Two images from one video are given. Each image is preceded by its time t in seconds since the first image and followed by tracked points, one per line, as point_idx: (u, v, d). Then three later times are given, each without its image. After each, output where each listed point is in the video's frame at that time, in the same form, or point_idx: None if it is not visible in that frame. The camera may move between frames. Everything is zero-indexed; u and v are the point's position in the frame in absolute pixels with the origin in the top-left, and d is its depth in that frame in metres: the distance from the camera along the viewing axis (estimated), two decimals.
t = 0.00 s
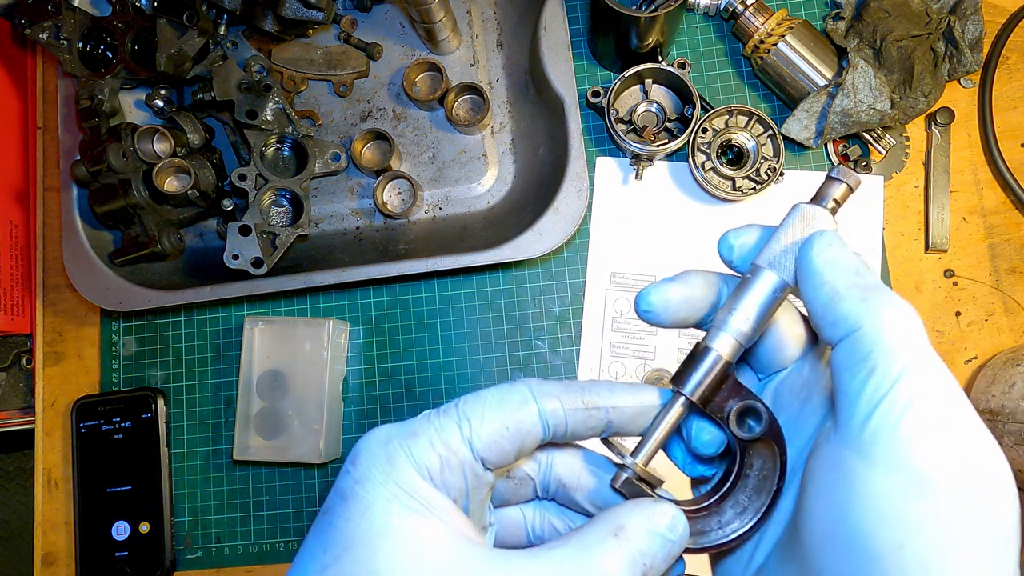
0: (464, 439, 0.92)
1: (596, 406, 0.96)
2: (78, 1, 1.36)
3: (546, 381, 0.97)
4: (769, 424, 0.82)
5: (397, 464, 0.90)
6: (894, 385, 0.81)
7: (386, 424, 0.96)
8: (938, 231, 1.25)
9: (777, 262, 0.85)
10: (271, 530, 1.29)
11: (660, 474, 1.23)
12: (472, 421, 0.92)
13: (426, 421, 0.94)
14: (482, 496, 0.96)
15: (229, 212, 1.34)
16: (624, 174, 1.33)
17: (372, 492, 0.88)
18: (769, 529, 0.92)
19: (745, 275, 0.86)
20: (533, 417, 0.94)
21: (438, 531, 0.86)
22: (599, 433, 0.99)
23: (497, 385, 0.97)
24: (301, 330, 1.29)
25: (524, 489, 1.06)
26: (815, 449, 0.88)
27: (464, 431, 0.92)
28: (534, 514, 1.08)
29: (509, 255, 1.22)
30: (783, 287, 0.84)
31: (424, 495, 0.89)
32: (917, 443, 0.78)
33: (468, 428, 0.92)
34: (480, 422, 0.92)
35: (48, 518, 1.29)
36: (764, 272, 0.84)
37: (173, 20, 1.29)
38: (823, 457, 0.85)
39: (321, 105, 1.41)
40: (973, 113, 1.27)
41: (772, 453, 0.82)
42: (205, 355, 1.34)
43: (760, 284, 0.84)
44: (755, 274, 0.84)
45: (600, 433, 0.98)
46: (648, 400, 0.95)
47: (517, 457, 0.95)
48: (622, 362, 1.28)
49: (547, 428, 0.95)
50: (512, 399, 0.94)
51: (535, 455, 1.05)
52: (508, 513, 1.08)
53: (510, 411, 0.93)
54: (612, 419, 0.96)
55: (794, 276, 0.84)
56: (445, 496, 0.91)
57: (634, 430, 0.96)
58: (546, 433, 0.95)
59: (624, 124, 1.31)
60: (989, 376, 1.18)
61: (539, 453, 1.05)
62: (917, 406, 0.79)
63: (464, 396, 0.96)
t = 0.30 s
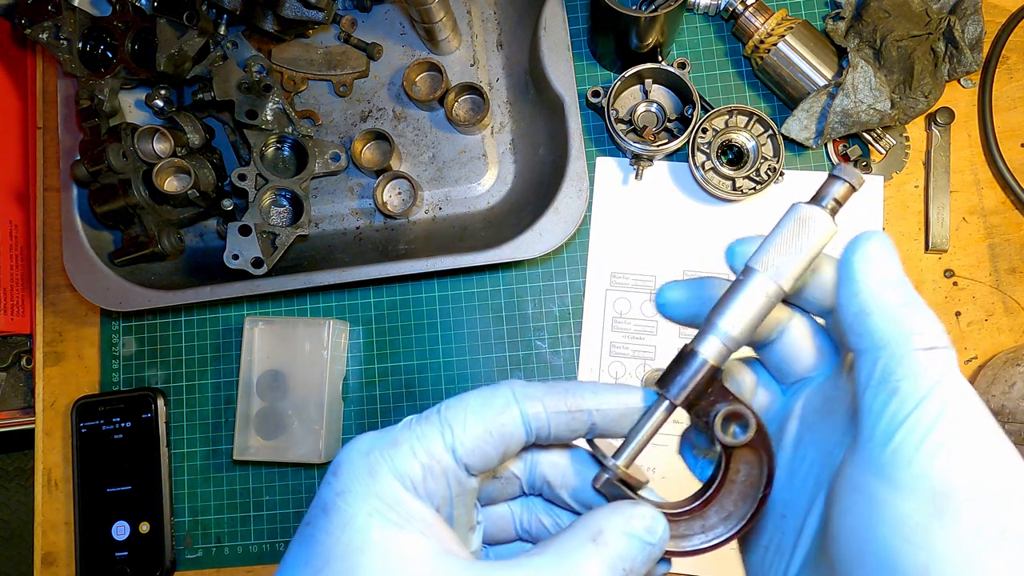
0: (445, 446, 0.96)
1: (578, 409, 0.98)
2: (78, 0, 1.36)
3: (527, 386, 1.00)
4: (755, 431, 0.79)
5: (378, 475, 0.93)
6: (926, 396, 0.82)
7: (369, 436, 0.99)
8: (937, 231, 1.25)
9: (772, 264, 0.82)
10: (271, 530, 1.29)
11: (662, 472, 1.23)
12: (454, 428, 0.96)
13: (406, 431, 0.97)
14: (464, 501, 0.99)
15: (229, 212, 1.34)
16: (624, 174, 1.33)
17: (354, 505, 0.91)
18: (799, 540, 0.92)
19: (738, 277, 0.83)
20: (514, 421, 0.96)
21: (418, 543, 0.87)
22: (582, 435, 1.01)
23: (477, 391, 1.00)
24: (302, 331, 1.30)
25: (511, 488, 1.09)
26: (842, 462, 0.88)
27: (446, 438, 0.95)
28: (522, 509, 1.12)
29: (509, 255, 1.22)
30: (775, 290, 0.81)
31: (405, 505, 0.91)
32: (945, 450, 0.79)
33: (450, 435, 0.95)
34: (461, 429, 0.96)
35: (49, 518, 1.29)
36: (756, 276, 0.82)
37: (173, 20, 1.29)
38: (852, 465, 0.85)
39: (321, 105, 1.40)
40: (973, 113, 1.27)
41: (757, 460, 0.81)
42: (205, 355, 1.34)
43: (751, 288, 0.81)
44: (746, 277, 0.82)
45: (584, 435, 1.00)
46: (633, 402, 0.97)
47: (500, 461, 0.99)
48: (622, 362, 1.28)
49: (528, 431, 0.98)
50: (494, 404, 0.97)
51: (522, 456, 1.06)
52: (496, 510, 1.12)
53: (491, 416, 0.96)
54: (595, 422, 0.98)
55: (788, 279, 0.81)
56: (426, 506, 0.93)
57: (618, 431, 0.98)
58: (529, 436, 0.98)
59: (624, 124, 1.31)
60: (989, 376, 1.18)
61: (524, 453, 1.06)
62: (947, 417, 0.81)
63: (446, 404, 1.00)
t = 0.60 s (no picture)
0: (431, 451, 0.96)
1: (558, 412, 1.00)
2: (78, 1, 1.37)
3: (509, 389, 1.01)
4: (727, 431, 0.82)
5: (366, 482, 0.93)
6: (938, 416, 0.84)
7: (354, 442, 0.99)
8: (938, 231, 1.25)
9: (743, 273, 0.85)
10: (271, 530, 1.29)
11: (661, 472, 1.23)
12: (438, 433, 0.97)
13: (391, 437, 0.98)
14: (450, 505, 1.00)
15: (229, 212, 1.34)
16: (624, 174, 1.33)
17: (342, 512, 0.91)
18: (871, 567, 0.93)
19: (711, 284, 0.86)
20: (496, 425, 0.98)
21: (406, 548, 0.89)
22: (561, 436, 1.03)
23: (460, 395, 1.01)
24: (302, 330, 1.30)
25: (494, 485, 1.10)
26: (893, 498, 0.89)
27: (430, 444, 0.97)
28: (504, 505, 1.11)
29: (509, 255, 1.22)
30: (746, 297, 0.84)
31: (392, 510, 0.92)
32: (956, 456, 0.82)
33: (434, 440, 0.97)
34: (446, 434, 0.97)
35: (49, 518, 1.29)
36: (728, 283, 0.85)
37: (173, 21, 1.29)
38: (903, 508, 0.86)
39: (321, 105, 1.41)
40: (973, 113, 1.27)
41: (728, 459, 0.83)
42: (205, 355, 1.34)
43: (723, 296, 0.84)
44: (718, 285, 0.84)
45: (563, 436, 1.02)
46: (609, 404, 0.99)
47: (483, 463, 1.00)
48: (622, 362, 1.28)
49: (510, 435, 0.99)
50: (477, 408, 0.98)
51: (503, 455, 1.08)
52: (479, 506, 1.12)
53: (474, 420, 0.97)
54: (574, 425, 1.00)
55: (758, 286, 0.84)
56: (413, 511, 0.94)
57: (595, 433, 1.00)
58: (510, 439, 1.00)
59: (624, 124, 1.31)
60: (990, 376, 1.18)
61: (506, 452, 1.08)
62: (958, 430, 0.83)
63: (429, 409, 1.01)
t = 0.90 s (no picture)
0: (433, 444, 0.97)
1: (559, 406, 1.00)
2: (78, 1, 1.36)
3: (510, 383, 1.01)
4: (729, 429, 0.84)
5: (368, 476, 0.94)
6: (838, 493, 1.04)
7: (356, 435, 0.99)
8: (938, 231, 1.25)
9: (747, 270, 0.87)
10: (271, 530, 1.29)
11: (661, 472, 1.23)
12: (440, 426, 0.97)
13: (393, 430, 0.98)
14: (452, 498, 1.01)
15: (229, 213, 1.34)
16: (624, 174, 1.33)
17: (345, 505, 0.92)
18: None
19: (714, 282, 0.89)
20: (497, 418, 0.98)
21: (409, 541, 0.89)
22: (562, 431, 1.03)
23: (461, 388, 1.01)
24: (302, 330, 1.30)
25: (496, 479, 1.10)
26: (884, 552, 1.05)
27: (432, 437, 0.97)
28: (506, 499, 1.12)
29: (509, 255, 1.22)
30: (749, 295, 0.87)
31: (394, 503, 0.92)
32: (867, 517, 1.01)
33: (436, 434, 0.97)
34: (447, 427, 0.97)
35: (49, 518, 1.29)
36: (732, 281, 0.87)
37: (173, 21, 1.29)
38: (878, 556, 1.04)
39: (321, 105, 1.40)
40: (973, 113, 1.27)
41: (729, 455, 0.85)
42: (205, 355, 1.34)
43: (726, 293, 0.86)
44: (722, 282, 0.87)
45: (564, 431, 1.02)
46: (611, 400, 0.98)
47: (484, 456, 1.01)
48: (622, 362, 1.28)
49: (511, 429, 1.00)
50: (478, 402, 0.98)
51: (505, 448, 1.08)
52: (481, 500, 1.12)
53: (475, 414, 0.98)
54: (576, 419, 1.00)
55: (762, 284, 0.87)
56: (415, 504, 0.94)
57: (597, 428, 1.00)
58: (511, 432, 1.00)
59: (624, 124, 1.31)
60: (990, 376, 1.18)
61: (507, 445, 1.08)
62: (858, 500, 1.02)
63: (431, 402, 1.01)
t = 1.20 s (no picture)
0: (439, 443, 0.97)
1: (566, 406, 1.00)
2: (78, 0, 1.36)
3: (517, 382, 1.01)
4: (738, 430, 0.84)
5: (374, 473, 0.94)
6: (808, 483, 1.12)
7: (362, 433, 0.99)
8: (938, 231, 1.25)
9: (755, 268, 0.87)
10: (271, 530, 1.29)
11: (661, 472, 1.23)
12: (446, 425, 0.97)
13: (399, 428, 0.98)
14: (457, 497, 1.00)
15: (229, 212, 1.34)
16: (624, 174, 1.33)
17: (350, 502, 0.92)
18: None
19: (722, 281, 0.89)
20: (504, 417, 0.98)
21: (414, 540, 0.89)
22: (569, 431, 1.03)
23: (468, 387, 1.01)
24: (302, 330, 1.30)
25: (502, 481, 1.09)
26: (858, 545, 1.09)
27: (438, 435, 0.97)
28: (512, 501, 1.12)
29: (509, 255, 1.22)
30: (757, 293, 0.87)
31: (400, 503, 0.92)
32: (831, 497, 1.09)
33: (442, 432, 0.97)
34: (454, 426, 0.97)
35: (49, 519, 1.29)
36: (740, 280, 0.87)
37: (173, 20, 1.29)
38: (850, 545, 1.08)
39: (321, 105, 1.40)
40: (973, 113, 1.27)
41: (738, 457, 0.86)
42: (204, 355, 1.34)
43: (735, 291, 0.87)
44: (730, 281, 0.87)
45: (571, 431, 1.02)
46: (620, 401, 0.99)
47: (491, 455, 1.00)
48: (622, 362, 1.28)
49: (517, 428, 1.00)
50: (485, 400, 0.98)
51: (511, 450, 1.08)
52: (488, 502, 1.12)
53: (482, 412, 0.98)
54: (583, 420, 1.00)
55: (770, 282, 0.87)
56: (421, 503, 0.94)
57: (604, 429, 1.00)
58: (518, 432, 1.00)
59: (624, 124, 1.31)
60: (990, 376, 1.18)
61: (513, 446, 1.07)
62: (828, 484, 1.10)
63: (437, 400, 1.00)
